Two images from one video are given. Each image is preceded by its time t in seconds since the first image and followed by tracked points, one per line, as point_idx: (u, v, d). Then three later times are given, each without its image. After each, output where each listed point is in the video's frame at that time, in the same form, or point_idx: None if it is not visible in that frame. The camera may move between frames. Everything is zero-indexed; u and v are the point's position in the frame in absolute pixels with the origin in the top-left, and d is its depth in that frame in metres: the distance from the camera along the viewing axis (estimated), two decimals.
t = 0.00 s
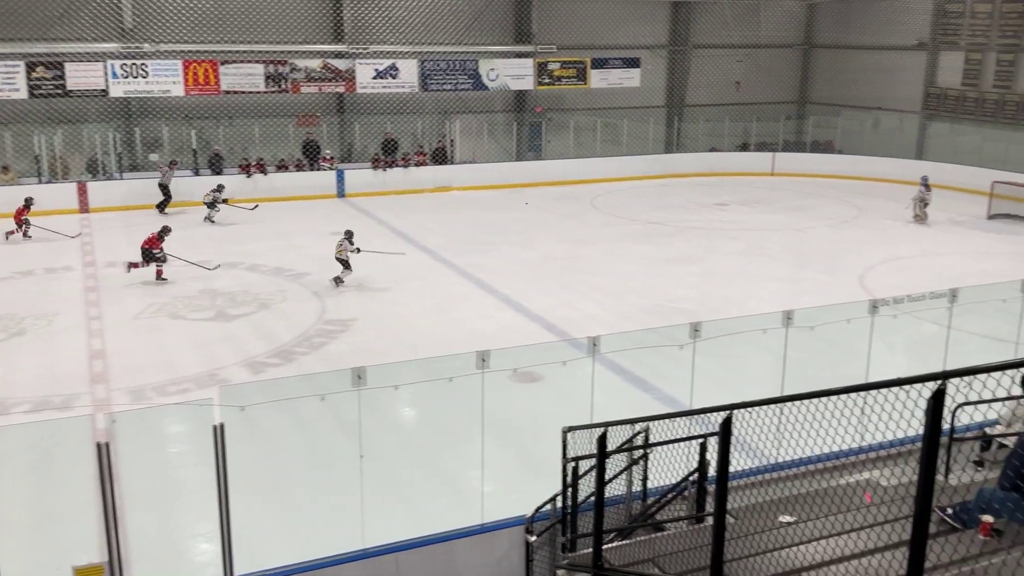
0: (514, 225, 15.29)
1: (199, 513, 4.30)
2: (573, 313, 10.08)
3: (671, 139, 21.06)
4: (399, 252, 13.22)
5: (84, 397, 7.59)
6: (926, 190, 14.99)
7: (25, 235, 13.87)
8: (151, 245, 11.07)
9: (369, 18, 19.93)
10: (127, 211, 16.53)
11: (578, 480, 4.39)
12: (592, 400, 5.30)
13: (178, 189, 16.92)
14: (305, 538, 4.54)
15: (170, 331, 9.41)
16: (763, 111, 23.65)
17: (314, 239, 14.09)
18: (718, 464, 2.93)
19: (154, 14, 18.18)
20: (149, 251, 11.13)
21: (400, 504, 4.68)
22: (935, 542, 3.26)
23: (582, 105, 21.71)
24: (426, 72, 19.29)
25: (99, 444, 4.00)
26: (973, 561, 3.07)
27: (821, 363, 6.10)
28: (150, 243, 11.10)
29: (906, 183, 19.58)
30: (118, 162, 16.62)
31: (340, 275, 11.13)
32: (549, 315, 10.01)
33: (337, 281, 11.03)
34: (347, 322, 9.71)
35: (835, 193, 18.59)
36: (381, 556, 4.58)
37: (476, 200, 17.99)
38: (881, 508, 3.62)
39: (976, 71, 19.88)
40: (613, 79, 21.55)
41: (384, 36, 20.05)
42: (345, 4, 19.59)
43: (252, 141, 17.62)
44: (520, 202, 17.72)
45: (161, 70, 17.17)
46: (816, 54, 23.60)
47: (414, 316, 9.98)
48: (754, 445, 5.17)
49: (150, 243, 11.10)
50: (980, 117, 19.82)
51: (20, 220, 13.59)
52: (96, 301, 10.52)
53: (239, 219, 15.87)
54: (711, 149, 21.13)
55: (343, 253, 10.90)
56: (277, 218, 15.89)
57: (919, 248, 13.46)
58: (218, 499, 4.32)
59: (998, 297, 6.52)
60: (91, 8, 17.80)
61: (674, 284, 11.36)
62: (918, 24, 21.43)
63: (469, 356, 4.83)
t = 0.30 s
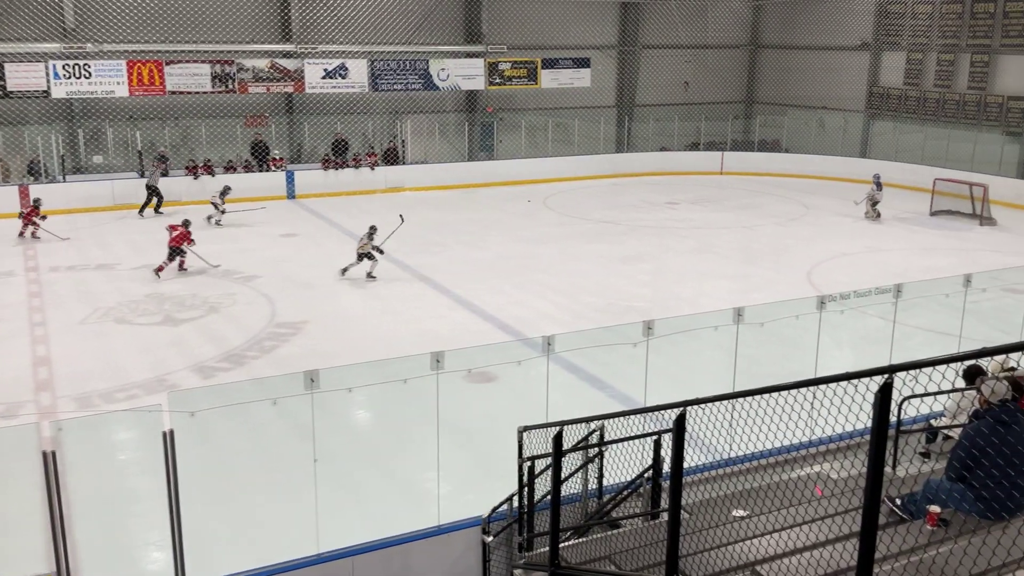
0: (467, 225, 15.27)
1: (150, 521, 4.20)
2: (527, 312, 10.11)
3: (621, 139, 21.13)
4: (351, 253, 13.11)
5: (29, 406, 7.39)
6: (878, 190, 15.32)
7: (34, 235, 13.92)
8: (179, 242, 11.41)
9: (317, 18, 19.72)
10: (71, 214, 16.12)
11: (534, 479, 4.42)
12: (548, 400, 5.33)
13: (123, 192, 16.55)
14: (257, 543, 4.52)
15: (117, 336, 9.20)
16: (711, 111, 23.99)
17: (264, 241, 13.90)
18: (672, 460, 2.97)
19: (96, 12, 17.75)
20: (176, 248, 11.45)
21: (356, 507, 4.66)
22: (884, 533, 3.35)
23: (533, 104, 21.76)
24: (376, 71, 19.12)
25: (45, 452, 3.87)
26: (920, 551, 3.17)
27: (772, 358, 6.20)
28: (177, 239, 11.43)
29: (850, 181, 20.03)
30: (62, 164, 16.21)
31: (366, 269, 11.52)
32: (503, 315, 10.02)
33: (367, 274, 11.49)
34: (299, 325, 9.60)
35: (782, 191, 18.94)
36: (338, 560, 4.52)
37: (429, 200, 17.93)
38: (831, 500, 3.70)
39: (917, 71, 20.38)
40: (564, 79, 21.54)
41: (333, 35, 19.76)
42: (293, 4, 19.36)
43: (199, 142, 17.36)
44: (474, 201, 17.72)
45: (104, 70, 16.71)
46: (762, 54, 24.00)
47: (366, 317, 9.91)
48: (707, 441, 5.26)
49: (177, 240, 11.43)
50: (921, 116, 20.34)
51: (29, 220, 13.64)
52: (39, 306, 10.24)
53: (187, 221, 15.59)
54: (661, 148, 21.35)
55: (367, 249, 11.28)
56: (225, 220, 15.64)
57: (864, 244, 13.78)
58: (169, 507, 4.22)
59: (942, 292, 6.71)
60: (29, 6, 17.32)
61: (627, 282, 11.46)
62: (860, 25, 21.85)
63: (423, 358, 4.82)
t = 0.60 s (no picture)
0: (438, 224, 15.23)
1: (118, 525, 4.16)
2: (498, 312, 10.10)
3: (592, 138, 21.22)
4: (321, 254, 13.02)
5: None
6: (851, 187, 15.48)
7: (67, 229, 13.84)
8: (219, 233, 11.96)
9: (284, 17, 19.54)
10: (36, 216, 15.85)
11: (507, 478, 4.41)
12: (519, 398, 5.32)
13: (88, 193, 16.29)
14: (228, 545, 4.48)
15: (84, 339, 9.07)
16: (680, 110, 24.14)
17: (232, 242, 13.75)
18: (644, 457, 2.98)
19: (60, 12, 17.44)
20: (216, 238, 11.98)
21: (327, 510, 4.64)
22: (854, 527, 3.40)
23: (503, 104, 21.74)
24: (344, 71, 19.04)
25: (12, 458, 3.87)
26: (888, 545, 3.23)
27: (741, 355, 6.27)
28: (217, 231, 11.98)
29: (817, 180, 20.26)
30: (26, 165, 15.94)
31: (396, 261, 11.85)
32: (475, 314, 10.01)
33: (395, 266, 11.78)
34: (269, 326, 9.53)
35: (750, 190, 19.11)
36: (307, 564, 4.49)
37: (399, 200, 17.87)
38: (802, 495, 3.75)
39: (882, 71, 20.65)
40: (534, 79, 21.71)
41: (302, 35, 19.70)
42: (260, 3, 19.18)
43: (167, 142, 17.21)
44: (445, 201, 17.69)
45: (69, 70, 16.45)
46: (730, 54, 24.21)
47: (338, 318, 9.85)
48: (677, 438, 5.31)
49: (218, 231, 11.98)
50: (885, 115, 20.63)
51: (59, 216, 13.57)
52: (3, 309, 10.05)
53: (154, 223, 15.40)
54: (631, 148, 21.43)
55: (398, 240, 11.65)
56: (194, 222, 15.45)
57: (831, 241, 13.95)
58: (138, 510, 4.19)
59: (908, 288, 6.80)
60: None
61: (598, 281, 11.49)
62: (827, 25, 22.11)
63: (395, 358, 4.80)
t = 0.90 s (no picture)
0: (410, 225, 15.17)
1: (85, 531, 4.11)
2: (470, 312, 10.09)
3: (562, 138, 21.26)
4: (290, 255, 12.92)
5: None
6: (826, 185, 15.65)
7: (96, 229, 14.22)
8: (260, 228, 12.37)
9: (251, 16, 19.27)
10: None
11: (482, 478, 4.38)
12: (492, 397, 5.32)
13: (53, 194, 16.00)
14: (199, 550, 4.43)
15: (49, 342, 8.91)
16: (649, 110, 24.27)
17: (200, 244, 13.60)
18: (618, 456, 2.98)
19: (21, 11, 17.05)
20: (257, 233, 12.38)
21: (299, 514, 4.59)
22: (825, 522, 3.43)
23: (474, 104, 21.70)
24: (314, 70, 18.97)
25: None
26: (860, 539, 3.24)
27: (714, 353, 6.30)
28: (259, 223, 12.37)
29: (785, 178, 20.46)
30: None
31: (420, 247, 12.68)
32: (447, 315, 9.99)
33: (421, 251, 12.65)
34: (239, 328, 9.43)
35: (719, 189, 19.26)
36: (279, 568, 4.45)
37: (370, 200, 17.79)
38: (773, 491, 3.78)
39: (848, 70, 20.91)
40: (504, 78, 21.73)
41: (269, 33, 19.42)
42: (226, 2, 18.98)
43: (133, 146, 17.04)
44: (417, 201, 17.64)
45: (33, 70, 16.24)
46: (699, 54, 24.38)
47: (308, 319, 9.78)
48: (649, 436, 5.34)
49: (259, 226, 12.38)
50: (852, 114, 20.86)
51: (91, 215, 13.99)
52: None
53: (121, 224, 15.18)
54: (601, 147, 21.47)
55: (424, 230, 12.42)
56: (162, 223, 15.27)
57: (800, 240, 14.10)
58: (106, 516, 4.13)
59: (875, 286, 6.89)
60: None
61: (570, 280, 11.53)
62: (793, 25, 22.35)
63: (367, 359, 4.77)
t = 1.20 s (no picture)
0: (376, 226, 15.08)
1: (50, 542, 4.00)
2: (437, 313, 10.05)
3: (528, 139, 21.29)
4: (255, 257, 12.79)
5: None
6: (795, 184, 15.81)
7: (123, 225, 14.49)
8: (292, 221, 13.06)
9: (212, 16, 19.05)
10: None
11: (449, 480, 4.37)
12: (459, 398, 5.31)
13: (10, 197, 15.66)
14: (164, 557, 4.37)
15: (7, 348, 8.72)
16: (614, 110, 24.40)
17: (163, 246, 13.40)
18: (585, 456, 2.98)
19: None
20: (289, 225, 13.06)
21: (264, 518, 4.56)
22: (791, 518, 3.47)
23: (439, 104, 21.63)
24: (276, 71, 18.78)
25: None
26: (823, 534, 3.29)
27: (681, 351, 6.35)
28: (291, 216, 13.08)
29: (749, 177, 20.67)
30: None
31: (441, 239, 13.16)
32: (414, 316, 9.95)
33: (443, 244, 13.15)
34: (202, 332, 9.30)
35: (684, 188, 19.41)
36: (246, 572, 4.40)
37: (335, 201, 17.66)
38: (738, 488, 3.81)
39: (809, 71, 21.19)
40: (469, 79, 21.71)
41: (231, 34, 19.17)
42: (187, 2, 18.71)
43: (92, 146, 16.70)
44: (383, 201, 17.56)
45: None
46: (663, 54, 24.58)
47: (273, 322, 9.68)
48: (616, 434, 5.36)
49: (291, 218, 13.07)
50: (814, 114, 21.11)
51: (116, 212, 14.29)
52: None
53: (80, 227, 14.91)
54: (567, 147, 21.53)
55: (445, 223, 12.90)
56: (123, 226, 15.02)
57: (763, 238, 14.25)
58: (70, 525, 4.03)
59: (838, 283, 6.98)
60: None
61: (537, 280, 11.54)
62: (755, 26, 22.61)
63: (333, 361, 4.73)
